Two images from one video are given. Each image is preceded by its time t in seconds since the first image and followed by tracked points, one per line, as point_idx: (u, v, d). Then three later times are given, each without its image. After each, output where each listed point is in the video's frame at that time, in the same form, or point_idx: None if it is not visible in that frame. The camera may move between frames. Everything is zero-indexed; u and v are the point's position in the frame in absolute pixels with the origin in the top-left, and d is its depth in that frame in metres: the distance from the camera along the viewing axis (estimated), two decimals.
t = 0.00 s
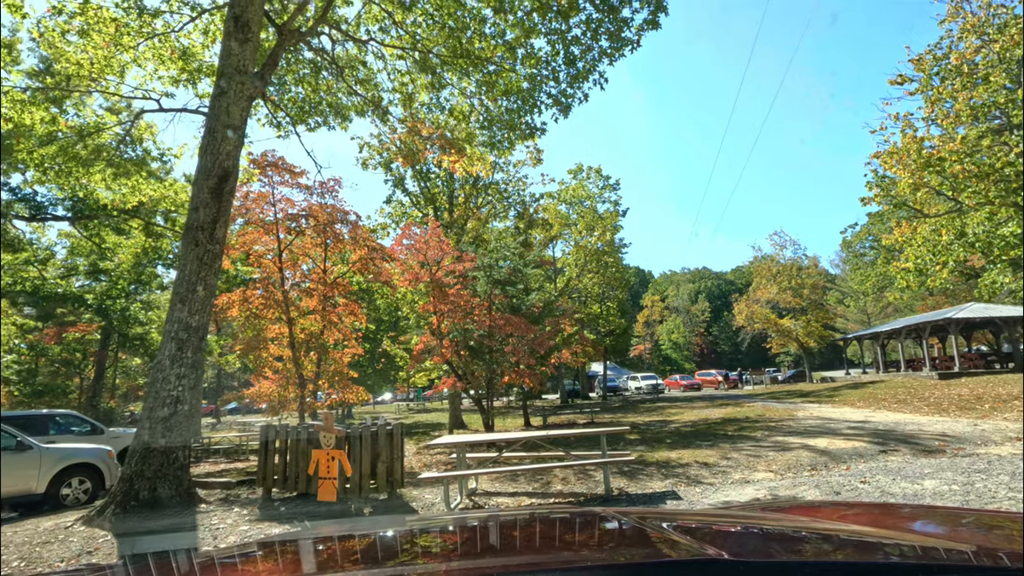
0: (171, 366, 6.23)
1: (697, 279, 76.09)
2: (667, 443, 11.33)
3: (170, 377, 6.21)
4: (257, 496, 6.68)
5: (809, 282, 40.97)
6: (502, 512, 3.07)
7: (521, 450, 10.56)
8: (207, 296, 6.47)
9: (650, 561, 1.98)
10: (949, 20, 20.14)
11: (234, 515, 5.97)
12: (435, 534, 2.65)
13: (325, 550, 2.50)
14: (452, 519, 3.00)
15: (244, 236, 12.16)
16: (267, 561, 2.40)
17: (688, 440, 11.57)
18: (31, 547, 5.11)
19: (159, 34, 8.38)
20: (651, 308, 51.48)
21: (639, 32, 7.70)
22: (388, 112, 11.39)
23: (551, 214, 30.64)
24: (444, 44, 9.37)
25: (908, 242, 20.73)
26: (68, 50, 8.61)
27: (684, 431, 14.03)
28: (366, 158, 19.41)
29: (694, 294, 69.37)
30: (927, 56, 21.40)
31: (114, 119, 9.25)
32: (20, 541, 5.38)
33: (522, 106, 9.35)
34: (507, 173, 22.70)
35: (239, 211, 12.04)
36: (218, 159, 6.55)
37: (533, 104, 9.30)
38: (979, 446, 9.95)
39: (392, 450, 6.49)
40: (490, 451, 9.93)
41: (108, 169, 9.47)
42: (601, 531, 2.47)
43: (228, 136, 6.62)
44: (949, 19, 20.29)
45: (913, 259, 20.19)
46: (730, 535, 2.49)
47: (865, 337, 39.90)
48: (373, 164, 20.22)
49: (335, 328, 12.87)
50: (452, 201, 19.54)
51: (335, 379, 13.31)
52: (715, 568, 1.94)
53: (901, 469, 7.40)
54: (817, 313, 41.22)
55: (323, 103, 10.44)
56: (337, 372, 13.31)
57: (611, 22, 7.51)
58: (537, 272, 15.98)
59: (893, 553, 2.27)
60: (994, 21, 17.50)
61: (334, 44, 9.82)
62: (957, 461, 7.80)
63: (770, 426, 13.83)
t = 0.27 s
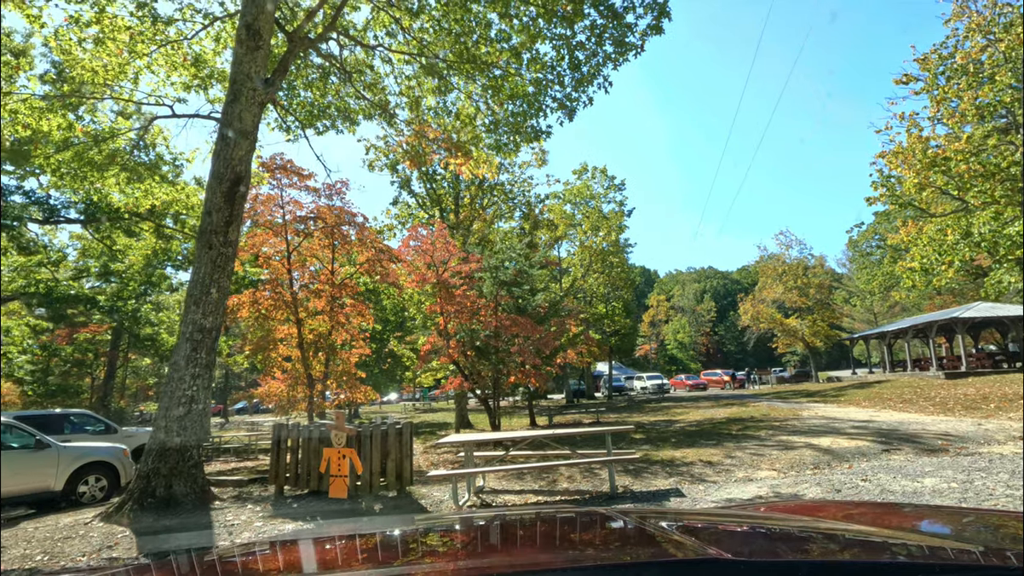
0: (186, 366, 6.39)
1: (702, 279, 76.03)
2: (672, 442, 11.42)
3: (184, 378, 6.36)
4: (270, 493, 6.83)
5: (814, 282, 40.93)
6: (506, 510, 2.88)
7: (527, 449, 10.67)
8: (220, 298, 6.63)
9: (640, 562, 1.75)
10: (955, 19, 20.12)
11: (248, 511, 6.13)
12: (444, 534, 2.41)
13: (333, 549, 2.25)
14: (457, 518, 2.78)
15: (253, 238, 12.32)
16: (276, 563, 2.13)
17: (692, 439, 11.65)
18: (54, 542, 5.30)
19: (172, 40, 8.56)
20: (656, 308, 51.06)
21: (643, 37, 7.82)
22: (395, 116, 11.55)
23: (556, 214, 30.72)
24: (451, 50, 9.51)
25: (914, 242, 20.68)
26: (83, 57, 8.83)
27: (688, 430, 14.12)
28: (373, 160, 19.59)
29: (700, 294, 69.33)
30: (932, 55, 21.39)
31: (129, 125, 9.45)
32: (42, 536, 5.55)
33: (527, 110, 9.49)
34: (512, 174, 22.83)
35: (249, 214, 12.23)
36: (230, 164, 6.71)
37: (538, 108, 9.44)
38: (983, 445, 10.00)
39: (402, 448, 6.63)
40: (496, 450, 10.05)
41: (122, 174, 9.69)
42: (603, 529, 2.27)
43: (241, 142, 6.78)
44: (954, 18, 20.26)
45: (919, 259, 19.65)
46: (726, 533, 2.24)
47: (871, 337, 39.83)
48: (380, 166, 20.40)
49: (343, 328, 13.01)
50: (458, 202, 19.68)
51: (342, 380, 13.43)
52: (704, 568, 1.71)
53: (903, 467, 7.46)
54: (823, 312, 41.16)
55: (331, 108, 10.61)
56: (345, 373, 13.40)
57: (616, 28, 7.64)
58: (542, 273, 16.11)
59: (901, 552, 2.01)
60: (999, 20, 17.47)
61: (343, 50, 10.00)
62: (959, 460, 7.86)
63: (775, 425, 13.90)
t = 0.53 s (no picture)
0: (196, 365, 6.51)
1: (706, 278, 75.98)
2: (674, 441, 11.51)
3: (195, 377, 6.49)
4: (278, 490, 6.98)
5: (818, 281, 40.90)
6: (510, 513, 2.81)
7: (531, 447, 10.78)
8: (230, 298, 6.75)
9: (639, 562, 1.69)
10: (958, 18, 20.08)
11: (258, 508, 6.29)
12: (447, 534, 2.33)
13: (339, 547, 2.17)
14: (462, 520, 2.70)
15: (259, 237, 12.43)
16: (284, 559, 2.05)
17: (694, 438, 11.74)
18: (69, 537, 5.45)
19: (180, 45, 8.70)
20: (660, 306, 50.80)
21: (645, 40, 7.92)
22: (399, 117, 11.66)
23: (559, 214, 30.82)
24: (454, 52, 9.62)
25: (918, 241, 20.68)
26: (93, 60, 9.00)
27: (691, 429, 14.20)
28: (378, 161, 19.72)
29: (703, 293, 69.27)
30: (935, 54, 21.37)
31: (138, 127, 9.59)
32: (57, 531, 5.70)
33: (531, 112, 9.59)
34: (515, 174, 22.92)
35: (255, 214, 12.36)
36: (239, 167, 6.83)
37: (541, 110, 9.55)
38: (984, 443, 10.05)
39: (408, 445, 6.72)
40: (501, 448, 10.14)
41: (131, 176, 9.85)
42: (609, 531, 2.21)
43: (249, 145, 6.91)
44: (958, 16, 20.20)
45: (922, 258, 19.53)
46: (723, 534, 2.18)
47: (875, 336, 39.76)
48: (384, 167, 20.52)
49: (348, 327, 13.07)
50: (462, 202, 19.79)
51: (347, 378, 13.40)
52: (702, 569, 1.66)
53: (903, 466, 7.54)
54: (827, 311, 41.14)
55: (336, 109, 10.71)
56: (350, 372, 13.36)
57: (618, 31, 7.73)
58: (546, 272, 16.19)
59: (903, 554, 1.93)
60: (1003, 19, 17.43)
61: (348, 52, 10.12)
62: (959, 458, 7.93)
63: (777, 424, 13.98)
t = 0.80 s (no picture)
0: (202, 364, 6.59)
1: (708, 276, 75.94)
2: (676, 440, 11.57)
3: (201, 376, 6.57)
4: (284, 489, 7.06)
5: (821, 280, 40.87)
6: (511, 513, 2.87)
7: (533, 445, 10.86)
8: (235, 298, 6.83)
9: (639, 561, 1.74)
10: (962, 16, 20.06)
11: (263, 505, 6.37)
12: (450, 533, 2.39)
13: (343, 546, 2.24)
14: (464, 519, 2.76)
15: (263, 237, 12.50)
16: (289, 556, 2.13)
17: (696, 437, 11.80)
18: (79, 534, 5.53)
19: (185, 47, 8.77)
20: (662, 305, 50.83)
21: (647, 42, 7.97)
22: (403, 117, 11.73)
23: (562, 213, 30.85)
24: (457, 53, 9.68)
25: (920, 239, 20.67)
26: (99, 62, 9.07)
27: (693, 428, 14.26)
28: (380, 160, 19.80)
29: (705, 292, 69.22)
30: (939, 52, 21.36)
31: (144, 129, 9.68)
32: (66, 528, 5.80)
33: (533, 113, 9.64)
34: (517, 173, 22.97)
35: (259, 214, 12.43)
36: (244, 168, 6.90)
37: (544, 111, 9.59)
38: (985, 441, 10.10)
39: (412, 443, 6.78)
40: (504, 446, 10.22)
41: (137, 177, 9.92)
42: (610, 530, 2.27)
43: (254, 146, 6.98)
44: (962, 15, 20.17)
45: (925, 257, 19.53)
46: (723, 534, 2.22)
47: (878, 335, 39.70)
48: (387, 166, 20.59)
49: (352, 327, 13.16)
50: (464, 201, 19.84)
51: (349, 378, 13.54)
52: (703, 569, 1.69)
53: (903, 464, 7.59)
54: (830, 310, 41.11)
55: (340, 109, 10.77)
56: (353, 373, 13.50)
57: (620, 33, 7.78)
58: (548, 272, 16.24)
59: (906, 554, 1.95)
60: (1006, 18, 17.41)
61: (351, 53, 10.17)
62: (960, 457, 7.98)
63: (778, 423, 14.02)
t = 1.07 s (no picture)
0: (206, 364, 6.63)
1: (710, 276, 75.90)
2: (677, 439, 11.62)
3: (204, 375, 6.61)
4: (287, 487, 7.11)
5: (822, 279, 40.86)
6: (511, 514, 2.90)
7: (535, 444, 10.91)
8: (238, 297, 6.88)
9: (640, 561, 1.78)
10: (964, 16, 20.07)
11: (266, 504, 6.42)
12: (451, 534, 2.43)
13: (343, 546, 2.28)
14: (465, 521, 2.79)
15: (265, 236, 12.55)
16: (289, 556, 2.18)
17: (697, 436, 11.85)
18: (84, 532, 5.58)
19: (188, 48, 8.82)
20: (664, 305, 50.84)
21: (648, 42, 8.01)
22: (404, 117, 11.76)
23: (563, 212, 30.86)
24: (458, 53, 9.72)
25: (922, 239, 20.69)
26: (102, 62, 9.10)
27: (694, 427, 14.30)
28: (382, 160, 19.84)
29: (707, 291, 69.20)
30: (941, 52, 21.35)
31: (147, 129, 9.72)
32: (72, 525, 5.85)
33: (535, 113, 9.68)
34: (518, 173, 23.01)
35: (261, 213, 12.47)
36: (248, 169, 6.96)
37: (546, 111, 9.64)
38: (985, 441, 10.13)
39: (414, 442, 6.82)
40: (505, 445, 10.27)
41: (140, 176, 9.97)
42: (611, 531, 2.32)
43: (258, 147, 7.03)
44: (964, 14, 20.18)
45: (926, 256, 19.53)
46: (722, 535, 2.27)
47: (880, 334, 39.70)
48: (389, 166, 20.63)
49: (353, 326, 13.21)
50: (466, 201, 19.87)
51: (352, 377, 13.67)
52: (704, 569, 1.73)
53: (903, 463, 7.63)
54: (832, 310, 41.12)
55: (342, 109, 10.81)
56: (354, 372, 13.63)
57: (621, 34, 7.81)
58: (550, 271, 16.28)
59: (902, 555, 1.98)
60: (1008, 17, 17.42)
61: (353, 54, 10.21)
62: (959, 456, 8.02)
63: (779, 423, 14.06)
